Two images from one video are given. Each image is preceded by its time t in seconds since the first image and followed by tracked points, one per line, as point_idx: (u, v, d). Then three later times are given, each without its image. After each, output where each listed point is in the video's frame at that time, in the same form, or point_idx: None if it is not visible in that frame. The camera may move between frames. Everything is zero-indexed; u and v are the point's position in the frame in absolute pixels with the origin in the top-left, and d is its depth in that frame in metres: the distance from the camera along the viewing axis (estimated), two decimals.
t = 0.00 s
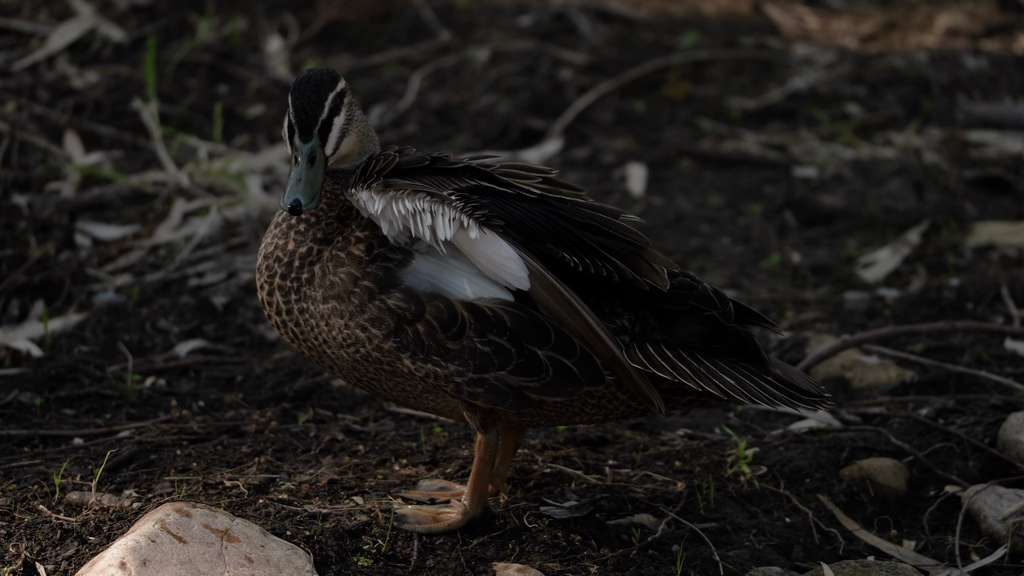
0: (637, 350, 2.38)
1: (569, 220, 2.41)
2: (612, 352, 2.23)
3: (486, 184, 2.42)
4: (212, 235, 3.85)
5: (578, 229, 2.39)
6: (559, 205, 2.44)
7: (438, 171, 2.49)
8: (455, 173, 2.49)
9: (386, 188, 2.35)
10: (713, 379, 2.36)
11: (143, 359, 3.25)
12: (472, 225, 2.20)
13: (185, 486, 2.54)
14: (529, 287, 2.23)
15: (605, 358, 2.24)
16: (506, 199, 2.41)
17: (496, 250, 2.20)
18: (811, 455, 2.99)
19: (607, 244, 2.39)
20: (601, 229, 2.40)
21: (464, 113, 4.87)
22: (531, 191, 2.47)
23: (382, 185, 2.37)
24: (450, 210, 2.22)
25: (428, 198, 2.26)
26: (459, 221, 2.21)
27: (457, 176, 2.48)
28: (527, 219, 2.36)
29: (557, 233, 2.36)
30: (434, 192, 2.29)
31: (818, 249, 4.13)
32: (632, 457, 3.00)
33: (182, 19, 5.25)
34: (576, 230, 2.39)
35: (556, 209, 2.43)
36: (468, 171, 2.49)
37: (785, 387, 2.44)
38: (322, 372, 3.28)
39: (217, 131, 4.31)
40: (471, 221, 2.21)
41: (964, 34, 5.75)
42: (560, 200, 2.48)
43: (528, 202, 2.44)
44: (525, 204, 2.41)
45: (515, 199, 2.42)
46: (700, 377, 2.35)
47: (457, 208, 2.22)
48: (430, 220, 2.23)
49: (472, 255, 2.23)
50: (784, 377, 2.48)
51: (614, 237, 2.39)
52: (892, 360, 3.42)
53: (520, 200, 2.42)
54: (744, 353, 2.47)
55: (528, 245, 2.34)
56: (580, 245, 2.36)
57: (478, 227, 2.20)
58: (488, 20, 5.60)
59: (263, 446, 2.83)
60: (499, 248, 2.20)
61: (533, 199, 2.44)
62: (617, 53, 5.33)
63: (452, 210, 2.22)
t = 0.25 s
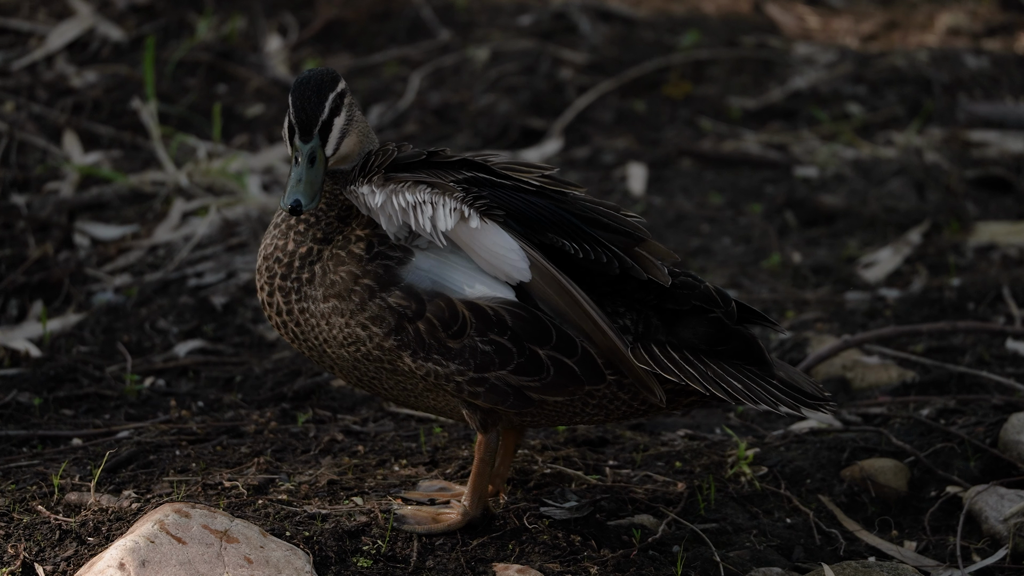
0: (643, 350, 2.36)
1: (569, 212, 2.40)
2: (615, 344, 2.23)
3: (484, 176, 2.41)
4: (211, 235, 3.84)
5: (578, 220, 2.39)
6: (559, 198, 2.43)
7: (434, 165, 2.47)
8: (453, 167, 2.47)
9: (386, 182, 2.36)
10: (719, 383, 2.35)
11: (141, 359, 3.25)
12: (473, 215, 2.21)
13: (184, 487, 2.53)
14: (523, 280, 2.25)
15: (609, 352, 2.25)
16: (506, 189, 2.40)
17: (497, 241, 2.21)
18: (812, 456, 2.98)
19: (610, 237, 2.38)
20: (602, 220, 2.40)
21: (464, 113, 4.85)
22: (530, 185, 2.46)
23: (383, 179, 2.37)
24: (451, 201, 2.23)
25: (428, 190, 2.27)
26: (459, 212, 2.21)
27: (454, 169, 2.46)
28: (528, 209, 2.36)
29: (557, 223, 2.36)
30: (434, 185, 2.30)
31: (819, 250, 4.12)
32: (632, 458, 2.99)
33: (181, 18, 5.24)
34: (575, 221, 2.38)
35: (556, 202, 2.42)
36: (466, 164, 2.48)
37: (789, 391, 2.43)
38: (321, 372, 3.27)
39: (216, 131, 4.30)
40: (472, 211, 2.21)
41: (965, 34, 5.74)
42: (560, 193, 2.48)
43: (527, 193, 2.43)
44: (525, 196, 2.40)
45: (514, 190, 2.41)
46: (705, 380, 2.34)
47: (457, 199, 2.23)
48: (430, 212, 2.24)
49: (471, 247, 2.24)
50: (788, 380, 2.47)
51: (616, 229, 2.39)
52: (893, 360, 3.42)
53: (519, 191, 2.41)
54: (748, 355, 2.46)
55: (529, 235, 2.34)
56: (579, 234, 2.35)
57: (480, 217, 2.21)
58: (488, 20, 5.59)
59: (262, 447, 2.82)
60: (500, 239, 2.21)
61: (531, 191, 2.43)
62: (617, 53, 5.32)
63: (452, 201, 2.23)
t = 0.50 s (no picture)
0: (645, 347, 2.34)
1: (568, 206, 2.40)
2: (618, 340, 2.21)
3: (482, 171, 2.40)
4: (211, 235, 3.84)
5: (577, 213, 2.39)
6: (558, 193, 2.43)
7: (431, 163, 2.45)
8: (450, 164, 2.46)
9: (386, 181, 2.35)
10: (719, 382, 2.33)
11: (140, 359, 3.24)
12: (473, 212, 2.20)
13: (183, 487, 2.52)
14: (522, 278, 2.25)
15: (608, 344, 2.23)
16: (503, 183, 2.40)
17: (496, 237, 2.20)
18: (812, 456, 2.97)
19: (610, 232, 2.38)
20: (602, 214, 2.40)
21: (464, 112, 4.85)
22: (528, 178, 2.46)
23: (382, 178, 2.37)
24: (450, 197, 2.22)
25: (427, 187, 2.26)
26: (458, 208, 2.20)
27: (451, 165, 2.45)
28: (526, 201, 2.37)
29: (555, 215, 2.36)
30: (433, 182, 2.29)
31: (820, 249, 4.11)
32: (633, 458, 2.98)
33: (180, 17, 5.23)
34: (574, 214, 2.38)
35: (555, 196, 2.42)
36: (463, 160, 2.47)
37: (789, 394, 2.42)
38: (320, 372, 3.27)
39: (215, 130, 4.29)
40: (471, 208, 2.21)
41: (967, 33, 5.74)
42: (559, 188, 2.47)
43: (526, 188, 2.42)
44: (524, 190, 2.40)
45: (513, 185, 2.41)
46: (705, 379, 2.33)
47: (456, 195, 2.22)
48: (430, 209, 2.23)
49: (470, 243, 2.23)
50: (787, 383, 2.46)
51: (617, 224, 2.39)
52: (894, 360, 3.41)
53: (517, 185, 2.41)
54: (749, 357, 2.44)
55: (529, 228, 2.34)
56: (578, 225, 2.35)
57: (479, 213, 2.20)
58: (488, 19, 5.58)
59: (261, 447, 2.81)
60: (499, 236, 2.20)
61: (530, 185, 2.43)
62: (617, 52, 5.31)
63: (451, 198, 2.22)
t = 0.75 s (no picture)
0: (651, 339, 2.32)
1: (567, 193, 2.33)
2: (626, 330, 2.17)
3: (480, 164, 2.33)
4: (210, 234, 3.83)
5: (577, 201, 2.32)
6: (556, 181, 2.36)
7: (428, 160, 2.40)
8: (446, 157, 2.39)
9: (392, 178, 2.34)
10: (721, 380, 2.32)
11: (139, 359, 3.23)
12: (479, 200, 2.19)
13: (181, 488, 2.51)
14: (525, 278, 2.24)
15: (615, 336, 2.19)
16: (500, 173, 2.32)
17: (502, 226, 2.18)
18: (813, 457, 2.96)
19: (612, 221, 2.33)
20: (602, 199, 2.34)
21: (464, 112, 4.84)
22: (525, 168, 2.39)
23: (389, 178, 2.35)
24: (457, 187, 2.21)
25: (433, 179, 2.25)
26: (465, 197, 2.19)
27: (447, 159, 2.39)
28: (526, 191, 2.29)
29: (553, 204, 2.30)
30: (439, 176, 2.27)
31: (821, 249, 4.11)
32: (633, 458, 2.97)
33: (180, 17, 5.22)
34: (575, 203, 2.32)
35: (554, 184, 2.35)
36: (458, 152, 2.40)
37: (790, 393, 2.42)
38: (320, 373, 3.26)
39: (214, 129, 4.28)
40: (478, 196, 2.19)
41: (968, 32, 5.73)
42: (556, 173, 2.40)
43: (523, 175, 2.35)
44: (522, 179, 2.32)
45: (510, 173, 2.33)
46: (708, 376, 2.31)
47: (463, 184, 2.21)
48: (436, 200, 2.21)
49: (477, 235, 2.21)
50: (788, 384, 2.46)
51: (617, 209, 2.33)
52: (896, 360, 3.40)
53: (514, 172, 2.33)
54: (748, 356, 2.44)
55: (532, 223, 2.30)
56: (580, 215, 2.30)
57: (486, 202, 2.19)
58: (488, 18, 5.57)
59: (260, 448, 2.80)
60: (506, 225, 2.18)
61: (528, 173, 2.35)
62: (618, 51, 5.30)
63: (458, 187, 2.21)
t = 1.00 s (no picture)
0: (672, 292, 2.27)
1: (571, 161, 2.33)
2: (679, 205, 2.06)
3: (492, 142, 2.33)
4: (209, 234, 3.82)
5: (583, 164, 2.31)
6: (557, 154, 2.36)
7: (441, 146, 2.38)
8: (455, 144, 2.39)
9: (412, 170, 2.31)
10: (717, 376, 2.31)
11: (138, 360, 3.22)
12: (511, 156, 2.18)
13: (180, 489, 2.51)
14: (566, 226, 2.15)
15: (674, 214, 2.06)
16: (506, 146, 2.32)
17: (538, 172, 2.15)
18: (814, 457, 2.95)
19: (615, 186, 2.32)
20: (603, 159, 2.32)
21: (464, 111, 4.83)
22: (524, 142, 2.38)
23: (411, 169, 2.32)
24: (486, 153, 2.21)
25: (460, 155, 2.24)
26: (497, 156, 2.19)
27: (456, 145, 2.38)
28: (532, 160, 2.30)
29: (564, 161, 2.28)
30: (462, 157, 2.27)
31: (821, 249, 4.10)
32: (634, 459, 2.96)
33: (179, 16, 5.21)
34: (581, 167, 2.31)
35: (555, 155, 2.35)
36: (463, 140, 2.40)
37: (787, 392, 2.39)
38: (320, 373, 3.25)
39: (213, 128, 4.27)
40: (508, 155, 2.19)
41: (969, 32, 5.72)
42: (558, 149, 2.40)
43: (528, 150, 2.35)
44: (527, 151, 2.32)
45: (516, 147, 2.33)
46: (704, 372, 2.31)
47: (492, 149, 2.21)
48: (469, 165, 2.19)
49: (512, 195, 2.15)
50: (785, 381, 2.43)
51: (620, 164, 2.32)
52: (897, 360, 3.39)
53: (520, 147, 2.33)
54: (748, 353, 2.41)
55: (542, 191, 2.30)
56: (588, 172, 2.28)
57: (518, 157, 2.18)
58: (488, 18, 5.56)
59: (260, 448, 2.80)
60: (540, 172, 2.15)
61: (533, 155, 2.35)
62: (618, 51, 5.29)
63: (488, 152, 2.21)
